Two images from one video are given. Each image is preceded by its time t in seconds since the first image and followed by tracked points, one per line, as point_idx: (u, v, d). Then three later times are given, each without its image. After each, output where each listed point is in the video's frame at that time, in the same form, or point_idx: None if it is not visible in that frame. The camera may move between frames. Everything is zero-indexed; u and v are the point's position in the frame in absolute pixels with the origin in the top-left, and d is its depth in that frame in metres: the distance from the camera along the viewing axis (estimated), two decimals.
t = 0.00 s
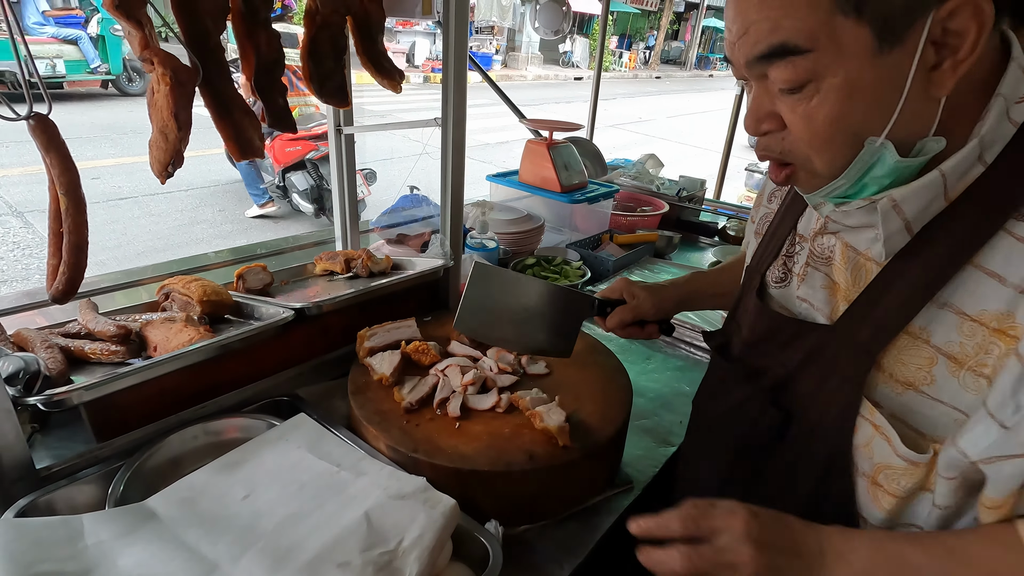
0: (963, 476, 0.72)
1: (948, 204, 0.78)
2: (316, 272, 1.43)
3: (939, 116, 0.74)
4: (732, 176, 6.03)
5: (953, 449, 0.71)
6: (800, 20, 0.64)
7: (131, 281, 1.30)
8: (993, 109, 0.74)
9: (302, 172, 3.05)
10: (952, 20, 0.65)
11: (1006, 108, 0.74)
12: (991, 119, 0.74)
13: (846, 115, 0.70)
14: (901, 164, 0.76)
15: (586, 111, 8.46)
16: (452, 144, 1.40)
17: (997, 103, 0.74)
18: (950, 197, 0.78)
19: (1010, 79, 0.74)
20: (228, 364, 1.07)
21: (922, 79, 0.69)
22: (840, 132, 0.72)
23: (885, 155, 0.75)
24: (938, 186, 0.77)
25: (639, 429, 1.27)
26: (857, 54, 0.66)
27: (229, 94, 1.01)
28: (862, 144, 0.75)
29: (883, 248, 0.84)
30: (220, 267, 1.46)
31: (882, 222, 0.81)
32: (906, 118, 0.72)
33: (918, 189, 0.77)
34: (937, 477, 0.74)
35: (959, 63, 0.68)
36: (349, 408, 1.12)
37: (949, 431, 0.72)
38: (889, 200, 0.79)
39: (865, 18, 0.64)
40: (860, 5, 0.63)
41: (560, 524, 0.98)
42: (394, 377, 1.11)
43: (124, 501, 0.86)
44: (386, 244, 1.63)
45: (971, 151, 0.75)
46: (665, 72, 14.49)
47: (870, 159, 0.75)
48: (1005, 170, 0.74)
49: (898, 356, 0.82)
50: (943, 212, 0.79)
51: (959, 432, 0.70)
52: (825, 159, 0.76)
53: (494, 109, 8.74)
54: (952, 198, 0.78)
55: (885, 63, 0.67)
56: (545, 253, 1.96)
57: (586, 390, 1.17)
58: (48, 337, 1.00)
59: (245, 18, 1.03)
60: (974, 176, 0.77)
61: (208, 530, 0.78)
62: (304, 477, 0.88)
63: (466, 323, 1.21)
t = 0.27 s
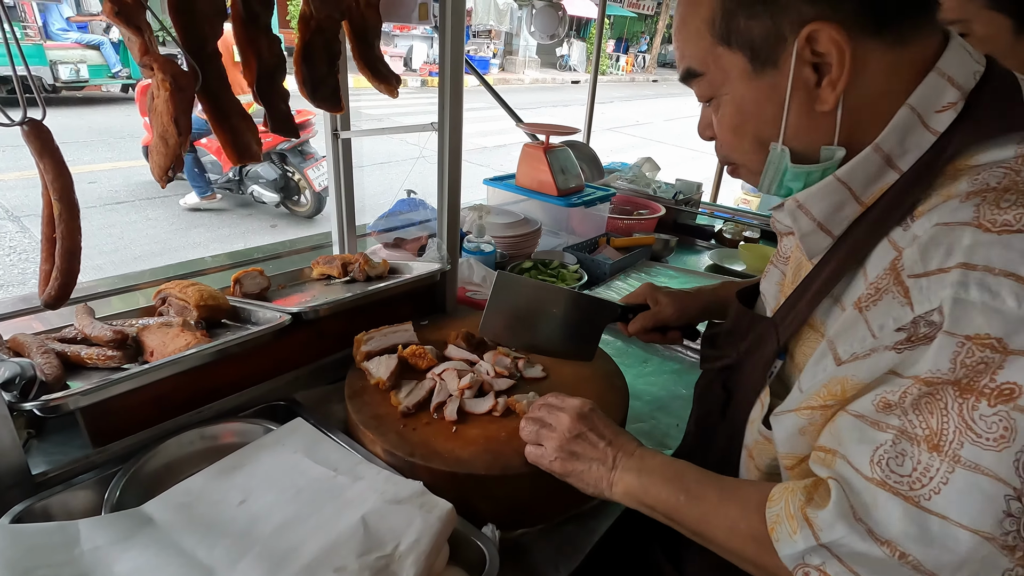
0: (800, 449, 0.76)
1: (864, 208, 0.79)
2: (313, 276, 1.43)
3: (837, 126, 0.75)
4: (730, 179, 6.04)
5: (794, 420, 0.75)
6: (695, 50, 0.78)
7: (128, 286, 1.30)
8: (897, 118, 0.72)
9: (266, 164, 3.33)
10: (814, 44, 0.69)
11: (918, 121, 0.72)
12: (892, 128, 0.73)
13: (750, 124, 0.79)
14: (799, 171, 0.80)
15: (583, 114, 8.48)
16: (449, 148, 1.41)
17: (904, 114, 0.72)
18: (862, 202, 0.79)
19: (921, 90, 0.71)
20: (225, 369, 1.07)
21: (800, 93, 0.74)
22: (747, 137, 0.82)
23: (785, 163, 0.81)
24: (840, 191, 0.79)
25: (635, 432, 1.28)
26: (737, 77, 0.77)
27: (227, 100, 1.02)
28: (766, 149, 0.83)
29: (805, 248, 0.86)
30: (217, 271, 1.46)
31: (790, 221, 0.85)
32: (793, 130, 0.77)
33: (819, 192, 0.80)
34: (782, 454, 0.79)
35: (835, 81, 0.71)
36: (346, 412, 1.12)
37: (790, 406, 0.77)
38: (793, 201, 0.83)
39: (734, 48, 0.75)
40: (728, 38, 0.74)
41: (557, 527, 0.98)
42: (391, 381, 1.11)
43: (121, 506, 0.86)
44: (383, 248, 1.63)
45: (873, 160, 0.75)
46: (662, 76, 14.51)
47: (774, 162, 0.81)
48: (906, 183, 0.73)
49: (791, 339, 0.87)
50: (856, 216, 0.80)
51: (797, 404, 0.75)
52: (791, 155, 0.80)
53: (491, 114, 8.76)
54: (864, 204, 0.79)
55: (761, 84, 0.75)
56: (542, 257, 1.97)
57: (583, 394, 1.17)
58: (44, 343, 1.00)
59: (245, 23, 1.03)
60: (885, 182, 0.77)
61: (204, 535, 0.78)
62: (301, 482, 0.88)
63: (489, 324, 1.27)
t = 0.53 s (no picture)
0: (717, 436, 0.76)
1: (818, 213, 0.75)
2: (310, 283, 1.43)
3: (806, 126, 0.73)
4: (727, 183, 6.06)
5: (712, 406, 0.76)
6: (669, 55, 0.76)
7: (124, 293, 1.29)
8: (844, 126, 0.70)
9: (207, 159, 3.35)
10: (780, 41, 0.67)
11: (867, 128, 0.70)
12: (840, 134, 0.70)
13: (728, 124, 0.77)
14: (773, 170, 0.77)
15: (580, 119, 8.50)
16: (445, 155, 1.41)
17: (851, 121, 0.69)
18: (819, 206, 0.75)
19: (871, 96, 0.69)
20: (221, 377, 1.07)
21: (769, 89, 0.71)
22: (721, 138, 0.79)
23: (761, 165, 0.78)
24: (794, 195, 0.76)
25: (632, 438, 1.28)
26: (711, 79, 0.75)
27: (222, 108, 1.02)
28: (740, 150, 0.80)
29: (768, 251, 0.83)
30: (214, 278, 1.46)
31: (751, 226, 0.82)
32: (764, 128, 0.75)
33: (773, 196, 0.78)
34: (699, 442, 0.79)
35: (802, 78, 0.68)
36: (342, 420, 1.12)
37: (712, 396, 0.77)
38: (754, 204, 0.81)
39: (706, 51, 0.73)
40: (698, 42, 0.73)
41: (553, 534, 0.98)
42: (387, 388, 1.11)
43: (116, 516, 0.86)
44: (380, 254, 1.63)
45: (822, 165, 0.73)
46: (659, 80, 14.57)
47: (748, 165, 0.79)
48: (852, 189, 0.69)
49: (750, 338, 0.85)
50: (813, 220, 0.76)
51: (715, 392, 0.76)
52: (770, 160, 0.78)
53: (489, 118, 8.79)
54: (820, 209, 0.75)
55: (734, 84, 0.73)
56: (539, 262, 1.97)
57: (579, 400, 1.17)
58: (39, 351, 1.00)
59: (244, 32, 1.04)
60: (839, 188, 0.73)
61: (200, 545, 0.78)
62: (297, 491, 0.88)
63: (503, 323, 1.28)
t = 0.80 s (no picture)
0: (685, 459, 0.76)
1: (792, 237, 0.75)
2: (306, 294, 1.44)
3: (775, 161, 0.75)
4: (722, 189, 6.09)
5: (677, 432, 0.75)
6: (639, 108, 0.81)
7: (122, 305, 1.30)
8: (814, 151, 0.71)
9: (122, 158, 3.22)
10: (736, 86, 0.69)
11: (837, 152, 0.70)
12: (809, 158, 0.71)
13: (702, 165, 0.80)
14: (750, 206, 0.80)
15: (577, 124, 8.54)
16: (440, 167, 1.42)
17: (821, 146, 0.70)
18: (792, 231, 0.75)
19: (839, 122, 0.69)
20: (218, 391, 1.08)
21: (735, 130, 0.73)
22: (700, 179, 0.82)
23: (738, 200, 0.81)
24: (766, 220, 0.76)
25: (625, 448, 1.29)
26: (680, 126, 0.78)
27: (216, 124, 1.03)
28: (719, 188, 0.83)
29: (744, 274, 0.82)
30: (211, 289, 1.47)
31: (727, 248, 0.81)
32: (735, 167, 0.77)
33: (746, 220, 0.77)
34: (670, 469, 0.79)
35: (764, 117, 0.70)
36: (338, 433, 1.12)
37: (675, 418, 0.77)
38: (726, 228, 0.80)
39: (669, 101, 0.76)
40: (661, 93, 0.76)
41: (546, 546, 0.99)
42: (382, 401, 1.12)
43: (113, 532, 0.87)
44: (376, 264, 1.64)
45: (792, 190, 0.73)
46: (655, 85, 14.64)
47: (729, 201, 0.82)
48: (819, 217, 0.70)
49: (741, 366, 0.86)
50: (786, 243, 0.76)
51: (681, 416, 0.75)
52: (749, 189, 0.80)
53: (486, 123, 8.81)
54: (793, 233, 0.75)
55: (701, 129, 0.76)
56: (534, 271, 1.98)
57: (573, 412, 1.18)
58: (37, 366, 1.01)
59: (236, 48, 1.06)
60: (810, 213, 0.73)
61: (196, 560, 0.79)
62: (292, 505, 0.89)
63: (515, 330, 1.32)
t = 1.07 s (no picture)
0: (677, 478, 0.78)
1: (776, 260, 0.78)
2: (305, 304, 1.46)
3: (761, 184, 0.77)
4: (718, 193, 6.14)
5: (664, 450, 0.77)
6: (627, 126, 0.83)
7: (123, 317, 1.32)
8: (797, 178, 0.74)
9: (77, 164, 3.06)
10: (722, 109, 0.71)
11: (820, 179, 0.73)
12: (792, 185, 0.74)
13: (690, 186, 0.82)
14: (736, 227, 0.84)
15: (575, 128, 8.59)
16: (438, 179, 1.44)
17: (804, 173, 0.73)
18: (777, 254, 0.78)
19: (821, 150, 0.72)
20: (219, 403, 1.09)
21: (721, 152, 0.76)
22: (686, 197, 0.85)
23: (725, 221, 0.85)
24: (751, 243, 0.79)
25: (620, 456, 1.31)
26: (667, 147, 0.80)
27: (219, 137, 1.05)
28: (705, 209, 0.86)
29: (730, 295, 0.85)
30: (211, 299, 1.48)
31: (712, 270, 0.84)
32: (722, 188, 0.80)
33: (732, 243, 0.80)
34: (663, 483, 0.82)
35: (750, 140, 0.72)
36: (337, 443, 1.14)
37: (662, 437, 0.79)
38: (713, 250, 0.83)
39: (656, 122, 0.78)
40: (648, 114, 0.78)
41: (542, 555, 1.01)
42: (381, 412, 1.14)
43: (117, 543, 0.89)
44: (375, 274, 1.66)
45: (777, 216, 0.76)
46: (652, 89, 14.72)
47: (715, 221, 0.86)
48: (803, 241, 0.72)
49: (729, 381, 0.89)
50: (771, 266, 0.79)
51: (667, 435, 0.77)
52: (734, 209, 0.83)
53: (484, 128, 8.85)
54: (777, 256, 0.78)
55: (688, 149, 0.78)
56: (531, 279, 2.00)
57: (568, 422, 1.20)
58: (41, 378, 1.02)
59: (236, 65, 1.08)
60: (794, 238, 0.77)
61: (198, 571, 0.81)
62: (293, 516, 0.91)
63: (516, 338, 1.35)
